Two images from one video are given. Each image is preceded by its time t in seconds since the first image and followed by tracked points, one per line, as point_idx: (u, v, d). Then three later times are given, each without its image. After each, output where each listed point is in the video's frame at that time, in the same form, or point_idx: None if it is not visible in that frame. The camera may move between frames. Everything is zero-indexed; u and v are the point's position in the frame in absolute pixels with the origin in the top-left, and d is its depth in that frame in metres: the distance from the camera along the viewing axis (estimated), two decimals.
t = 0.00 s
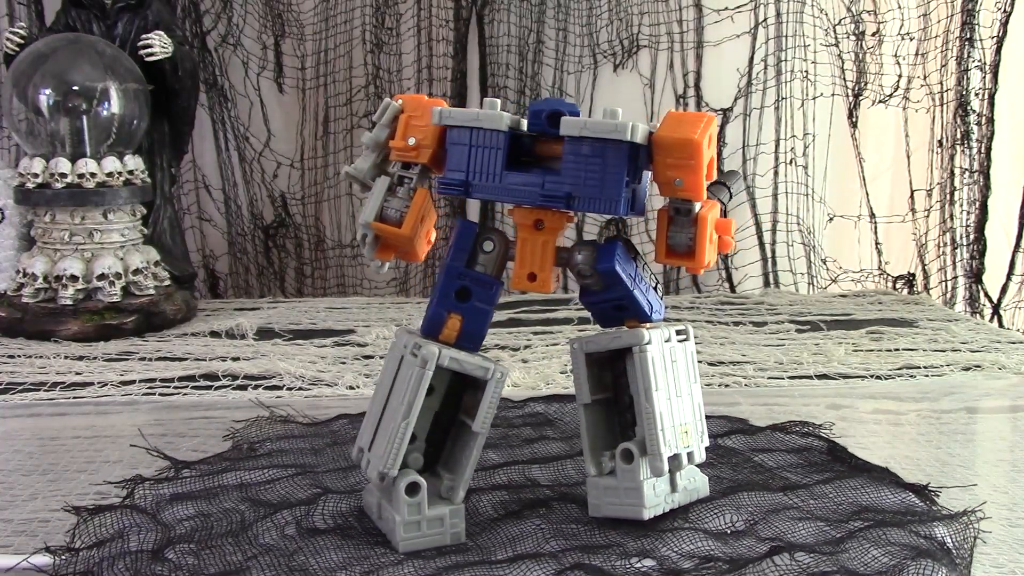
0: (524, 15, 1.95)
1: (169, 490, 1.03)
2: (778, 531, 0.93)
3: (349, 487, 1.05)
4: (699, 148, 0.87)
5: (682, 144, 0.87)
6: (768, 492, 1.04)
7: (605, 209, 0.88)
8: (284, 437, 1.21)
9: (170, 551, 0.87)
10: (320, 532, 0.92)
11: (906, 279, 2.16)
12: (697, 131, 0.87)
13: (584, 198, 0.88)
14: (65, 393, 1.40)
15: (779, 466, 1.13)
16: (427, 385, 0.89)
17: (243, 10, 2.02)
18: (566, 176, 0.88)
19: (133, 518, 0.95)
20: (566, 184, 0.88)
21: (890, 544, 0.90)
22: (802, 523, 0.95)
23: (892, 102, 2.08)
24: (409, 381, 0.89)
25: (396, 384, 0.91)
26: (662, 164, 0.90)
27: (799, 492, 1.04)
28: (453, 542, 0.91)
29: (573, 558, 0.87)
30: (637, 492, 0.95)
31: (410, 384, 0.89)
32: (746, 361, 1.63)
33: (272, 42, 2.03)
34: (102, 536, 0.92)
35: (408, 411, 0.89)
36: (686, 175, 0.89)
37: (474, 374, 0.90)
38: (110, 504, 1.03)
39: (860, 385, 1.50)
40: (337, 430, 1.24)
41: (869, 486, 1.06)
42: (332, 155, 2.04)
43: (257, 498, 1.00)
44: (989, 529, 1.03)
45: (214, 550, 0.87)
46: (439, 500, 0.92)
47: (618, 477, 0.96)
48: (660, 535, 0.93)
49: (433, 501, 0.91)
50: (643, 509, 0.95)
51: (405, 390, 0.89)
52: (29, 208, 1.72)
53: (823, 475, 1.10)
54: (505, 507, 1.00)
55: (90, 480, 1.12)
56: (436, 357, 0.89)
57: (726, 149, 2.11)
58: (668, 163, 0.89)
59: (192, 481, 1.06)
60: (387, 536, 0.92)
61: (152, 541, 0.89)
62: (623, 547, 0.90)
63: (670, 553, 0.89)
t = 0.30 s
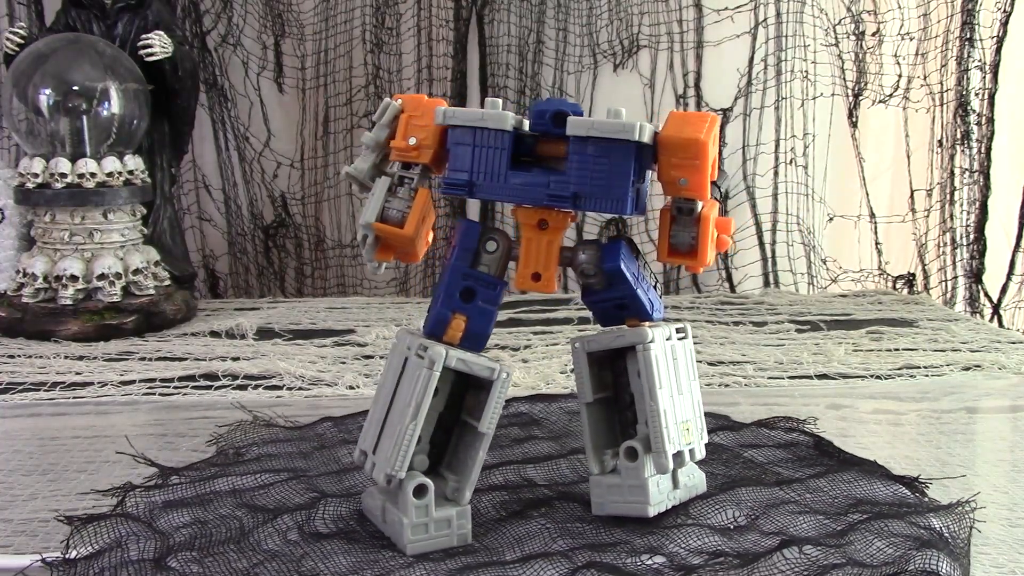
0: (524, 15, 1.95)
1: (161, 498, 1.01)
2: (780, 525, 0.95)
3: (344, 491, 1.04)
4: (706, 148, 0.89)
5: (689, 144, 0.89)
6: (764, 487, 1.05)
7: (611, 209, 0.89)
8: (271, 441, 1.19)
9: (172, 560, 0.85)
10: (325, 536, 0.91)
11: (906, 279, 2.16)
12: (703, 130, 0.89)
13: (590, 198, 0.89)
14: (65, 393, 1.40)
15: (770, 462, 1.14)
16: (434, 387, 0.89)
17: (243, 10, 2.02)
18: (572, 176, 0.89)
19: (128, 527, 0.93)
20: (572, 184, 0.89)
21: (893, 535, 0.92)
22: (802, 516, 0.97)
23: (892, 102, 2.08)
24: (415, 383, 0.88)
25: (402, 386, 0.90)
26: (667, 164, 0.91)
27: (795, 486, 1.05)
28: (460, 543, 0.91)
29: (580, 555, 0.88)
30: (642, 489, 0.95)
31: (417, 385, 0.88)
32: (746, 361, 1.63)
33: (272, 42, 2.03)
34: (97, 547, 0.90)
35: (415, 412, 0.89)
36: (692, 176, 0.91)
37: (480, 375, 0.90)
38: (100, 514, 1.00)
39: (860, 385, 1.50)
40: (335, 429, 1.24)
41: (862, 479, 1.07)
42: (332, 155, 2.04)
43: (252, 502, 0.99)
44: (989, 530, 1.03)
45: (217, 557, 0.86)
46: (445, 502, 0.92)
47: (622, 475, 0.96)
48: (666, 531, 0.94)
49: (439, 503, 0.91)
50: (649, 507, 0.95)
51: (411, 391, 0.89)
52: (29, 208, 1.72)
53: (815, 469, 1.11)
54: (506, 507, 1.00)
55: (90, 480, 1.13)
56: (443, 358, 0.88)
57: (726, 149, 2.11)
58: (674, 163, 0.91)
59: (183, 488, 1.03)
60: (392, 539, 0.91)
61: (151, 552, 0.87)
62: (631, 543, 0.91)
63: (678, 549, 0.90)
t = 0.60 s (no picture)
0: (524, 15, 1.95)
1: (154, 506, 0.99)
2: (783, 520, 0.96)
3: (339, 495, 1.03)
4: (710, 148, 0.90)
5: (694, 143, 0.90)
6: (761, 481, 1.06)
7: (617, 208, 0.90)
8: (258, 445, 1.18)
9: (176, 568, 0.84)
10: (331, 540, 0.91)
11: (906, 279, 2.17)
12: (708, 129, 0.90)
13: (596, 198, 0.90)
14: (65, 393, 1.40)
15: (759, 457, 1.16)
16: (441, 388, 0.88)
17: (243, 10, 2.02)
18: (578, 176, 0.89)
19: (127, 535, 0.91)
20: (578, 184, 0.89)
21: (894, 527, 0.94)
22: (802, 510, 0.98)
23: (892, 102, 2.08)
24: (422, 385, 0.88)
25: (408, 388, 0.89)
26: (671, 164, 0.92)
27: (789, 480, 1.07)
28: (468, 544, 0.91)
29: (587, 552, 0.88)
30: (647, 487, 0.96)
31: (425, 387, 0.87)
32: (746, 361, 1.63)
33: (272, 42, 2.03)
34: (96, 556, 0.88)
35: (423, 415, 0.88)
36: (696, 175, 0.92)
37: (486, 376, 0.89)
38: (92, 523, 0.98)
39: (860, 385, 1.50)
40: (333, 428, 1.24)
41: (853, 472, 1.09)
42: (332, 155, 2.05)
43: (248, 508, 0.98)
44: (989, 530, 1.03)
45: (223, 565, 0.85)
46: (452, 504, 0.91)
47: (626, 472, 0.96)
48: (671, 528, 0.94)
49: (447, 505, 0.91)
50: (654, 504, 0.96)
51: (419, 393, 0.88)
52: (29, 208, 1.72)
53: (809, 465, 1.12)
54: (507, 507, 1.00)
55: (90, 480, 1.12)
56: (450, 360, 0.87)
57: (726, 149, 2.11)
58: (678, 162, 0.92)
59: (176, 495, 1.02)
60: (398, 542, 0.90)
61: (152, 560, 0.86)
62: (638, 540, 0.91)
63: (685, 545, 0.90)
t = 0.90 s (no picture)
0: (524, 15, 1.95)
1: (146, 515, 0.96)
2: (783, 514, 0.97)
3: (334, 499, 1.02)
4: (715, 148, 0.91)
5: (699, 143, 0.91)
6: (758, 477, 1.08)
7: (623, 208, 0.90)
8: (243, 450, 1.15)
9: None
10: (338, 545, 0.89)
11: (906, 279, 2.17)
12: (711, 130, 0.91)
13: (602, 197, 0.90)
14: (65, 393, 1.40)
15: (748, 452, 1.18)
16: (450, 389, 0.87)
17: (244, 10, 2.02)
18: (584, 176, 0.89)
19: (126, 545, 0.89)
20: (584, 183, 0.89)
21: (894, 518, 0.96)
22: (799, 504, 1.00)
23: (892, 102, 2.08)
24: (431, 385, 0.87)
25: (415, 389, 0.88)
26: (675, 164, 0.93)
27: (782, 475, 1.09)
28: (476, 545, 0.90)
29: (596, 549, 0.88)
30: (650, 484, 0.96)
31: (434, 387, 0.87)
32: (746, 361, 1.63)
33: (272, 42, 2.03)
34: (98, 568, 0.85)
35: (432, 415, 0.87)
36: (700, 175, 0.93)
37: (493, 377, 0.89)
38: (83, 534, 0.95)
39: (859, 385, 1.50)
40: (330, 429, 1.24)
41: (844, 466, 1.11)
42: (332, 155, 2.05)
43: (243, 513, 0.96)
44: (989, 530, 1.03)
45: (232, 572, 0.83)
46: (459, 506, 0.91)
47: (629, 470, 0.97)
48: (676, 524, 0.95)
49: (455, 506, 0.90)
50: (656, 501, 0.96)
51: (427, 393, 0.87)
52: (29, 208, 1.72)
53: (808, 463, 1.12)
54: (508, 507, 1.00)
55: (90, 480, 1.12)
56: (459, 360, 0.87)
57: (726, 149, 2.11)
58: (682, 162, 0.92)
59: (168, 502, 0.99)
60: (405, 546, 0.89)
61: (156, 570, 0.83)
62: (645, 538, 0.92)
63: (692, 540, 0.91)
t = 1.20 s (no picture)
0: (524, 15, 1.95)
1: (140, 523, 0.94)
2: (782, 508, 0.98)
3: (331, 503, 1.01)
4: (719, 148, 0.92)
5: (703, 143, 0.91)
6: (753, 473, 1.09)
7: (629, 208, 0.90)
8: (231, 456, 1.14)
9: None
10: (345, 549, 0.88)
11: (906, 279, 2.17)
12: (714, 129, 0.91)
13: (607, 197, 0.90)
14: (65, 393, 1.40)
15: (735, 448, 1.18)
16: (459, 390, 0.87)
17: (244, 10, 2.02)
18: (588, 176, 0.90)
19: (126, 554, 0.86)
20: (589, 183, 0.90)
21: (892, 510, 0.97)
22: (797, 498, 1.01)
23: (892, 102, 2.08)
24: (438, 386, 0.86)
25: (422, 391, 0.88)
26: (678, 163, 0.93)
27: (776, 470, 1.10)
28: (483, 547, 0.90)
29: (604, 548, 0.88)
30: (653, 481, 0.97)
31: (443, 389, 0.86)
32: (746, 361, 1.63)
33: (272, 42, 2.03)
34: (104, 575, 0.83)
35: (440, 417, 0.87)
36: (702, 174, 0.93)
37: (499, 377, 0.89)
38: (77, 545, 0.92)
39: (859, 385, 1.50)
40: (328, 429, 1.23)
41: (833, 461, 1.12)
42: (332, 155, 2.05)
43: (240, 520, 0.94)
44: (989, 530, 1.03)
45: None
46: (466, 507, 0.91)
47: (632, 468, 0.98)
48: (679, 520, 0.95)
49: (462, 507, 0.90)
50: (659, 498, 0.97)
51: (435, 395, 0.87)
52: (28, 208, 1.72)
53: (809, 462, 1.12)
54: (509, 507, 1.00)
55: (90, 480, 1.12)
56: (467, 361, 0.87)
57: (726, 149, 2.11)
58: (685, 161, 0.93)
59: (162, 510, 0.97)
60: (413, 549, 0.89)
61: None
62: (650, 535, 0.92)
63: (697, 536, 0.92)
